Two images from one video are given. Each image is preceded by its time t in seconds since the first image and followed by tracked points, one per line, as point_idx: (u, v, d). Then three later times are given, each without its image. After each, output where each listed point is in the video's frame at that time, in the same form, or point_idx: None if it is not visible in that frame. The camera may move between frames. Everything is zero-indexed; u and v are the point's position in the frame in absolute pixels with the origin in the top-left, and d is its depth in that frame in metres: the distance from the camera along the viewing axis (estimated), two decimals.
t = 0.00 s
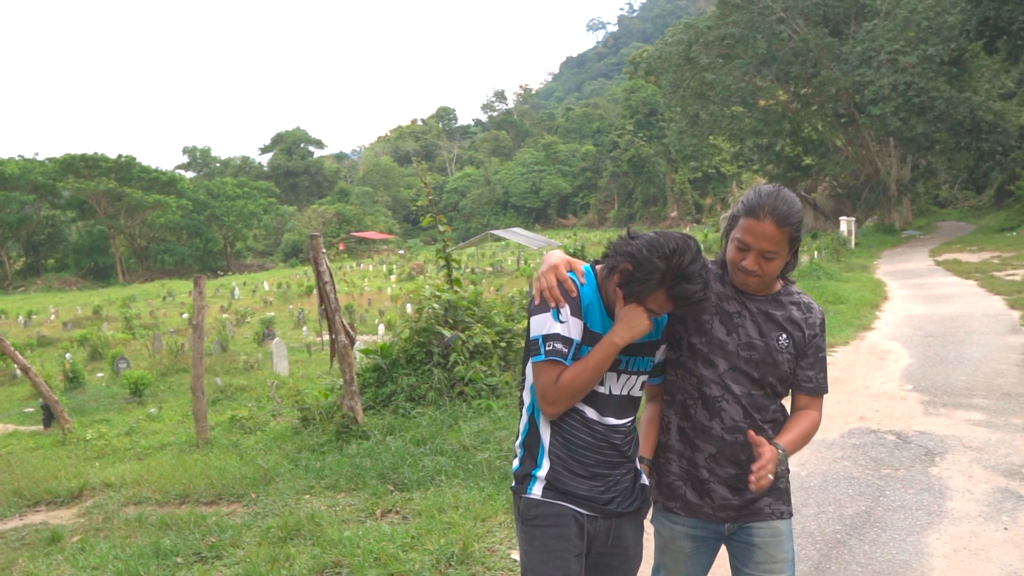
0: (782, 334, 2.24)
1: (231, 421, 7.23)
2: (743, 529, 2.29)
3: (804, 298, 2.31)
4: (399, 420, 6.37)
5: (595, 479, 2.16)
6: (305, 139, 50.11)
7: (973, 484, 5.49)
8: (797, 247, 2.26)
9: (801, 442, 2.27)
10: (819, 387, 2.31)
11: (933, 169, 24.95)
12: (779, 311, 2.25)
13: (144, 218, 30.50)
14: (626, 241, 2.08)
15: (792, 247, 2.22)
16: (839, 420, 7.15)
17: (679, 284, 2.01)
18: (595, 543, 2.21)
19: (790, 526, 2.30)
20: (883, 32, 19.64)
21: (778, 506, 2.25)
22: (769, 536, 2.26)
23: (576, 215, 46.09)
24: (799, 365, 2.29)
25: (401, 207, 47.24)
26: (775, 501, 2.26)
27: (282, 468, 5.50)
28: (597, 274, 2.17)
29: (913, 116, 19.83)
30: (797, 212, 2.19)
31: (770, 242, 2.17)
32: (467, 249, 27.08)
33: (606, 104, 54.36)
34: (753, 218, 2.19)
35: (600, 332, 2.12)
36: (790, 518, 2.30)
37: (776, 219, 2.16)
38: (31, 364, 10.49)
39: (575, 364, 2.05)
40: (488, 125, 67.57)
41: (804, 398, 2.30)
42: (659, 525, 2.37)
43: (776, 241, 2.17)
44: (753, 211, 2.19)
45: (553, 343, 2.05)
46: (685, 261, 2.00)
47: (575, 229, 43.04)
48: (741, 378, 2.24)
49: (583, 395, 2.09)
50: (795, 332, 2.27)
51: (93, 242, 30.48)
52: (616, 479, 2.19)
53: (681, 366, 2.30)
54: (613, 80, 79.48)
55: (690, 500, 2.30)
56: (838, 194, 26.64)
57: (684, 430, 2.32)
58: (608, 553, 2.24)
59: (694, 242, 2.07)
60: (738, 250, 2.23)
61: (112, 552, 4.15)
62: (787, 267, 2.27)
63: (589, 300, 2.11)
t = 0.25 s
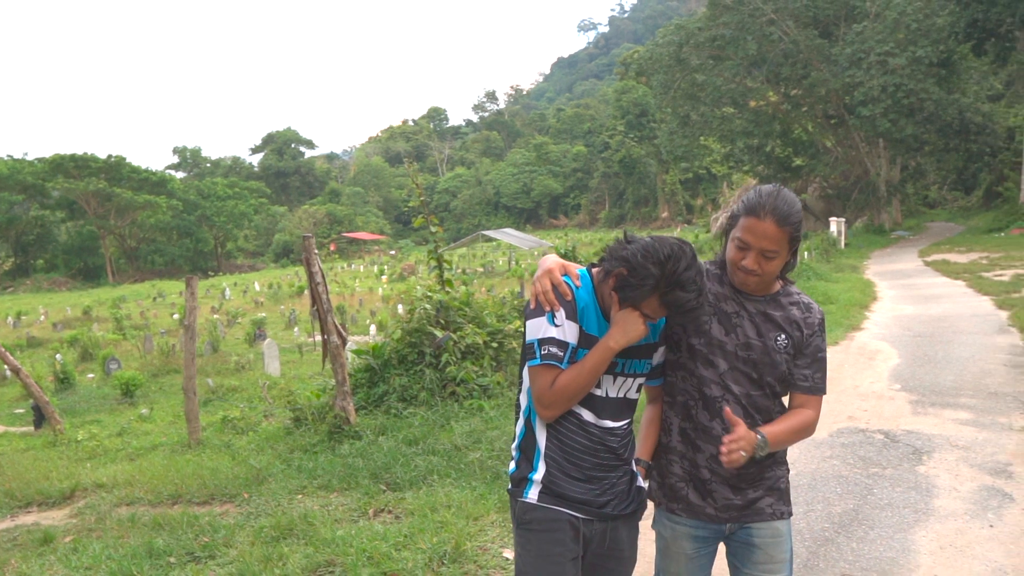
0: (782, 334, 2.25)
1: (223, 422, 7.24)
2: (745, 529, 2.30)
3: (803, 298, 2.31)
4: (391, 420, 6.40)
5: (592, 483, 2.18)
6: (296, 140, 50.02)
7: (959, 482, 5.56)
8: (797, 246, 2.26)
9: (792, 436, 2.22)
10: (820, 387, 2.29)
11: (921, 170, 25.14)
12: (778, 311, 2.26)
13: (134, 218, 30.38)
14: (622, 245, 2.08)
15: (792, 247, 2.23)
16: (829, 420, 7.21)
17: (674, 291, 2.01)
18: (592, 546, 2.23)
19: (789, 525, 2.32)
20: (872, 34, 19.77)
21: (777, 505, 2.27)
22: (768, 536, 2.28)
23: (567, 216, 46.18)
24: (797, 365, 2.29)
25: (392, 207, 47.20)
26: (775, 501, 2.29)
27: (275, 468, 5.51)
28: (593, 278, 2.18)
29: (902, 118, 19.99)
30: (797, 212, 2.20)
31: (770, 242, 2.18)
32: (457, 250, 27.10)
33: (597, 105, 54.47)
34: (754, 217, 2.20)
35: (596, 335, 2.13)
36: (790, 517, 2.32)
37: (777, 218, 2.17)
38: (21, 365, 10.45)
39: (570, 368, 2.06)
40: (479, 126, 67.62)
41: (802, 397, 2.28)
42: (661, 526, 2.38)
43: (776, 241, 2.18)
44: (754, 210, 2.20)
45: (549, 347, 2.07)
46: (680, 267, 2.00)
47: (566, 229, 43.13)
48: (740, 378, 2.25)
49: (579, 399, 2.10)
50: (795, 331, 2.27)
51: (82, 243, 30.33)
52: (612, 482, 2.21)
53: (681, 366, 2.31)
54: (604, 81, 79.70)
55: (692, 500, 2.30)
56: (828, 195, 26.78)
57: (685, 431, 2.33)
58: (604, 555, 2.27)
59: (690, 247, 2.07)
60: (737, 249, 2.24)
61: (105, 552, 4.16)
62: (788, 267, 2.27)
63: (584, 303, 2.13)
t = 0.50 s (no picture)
0: (776, 334, 2.25)
1: (213, 421, 7.24)
2: (747, 527, 2.31)
3: (800, 298, 2.32)
4: (382, 420, 6.42)
5: (587, 485, 2.21)
6: (285, 139, 49.88)
7: (943, 479, 5.64)
8: (794, 246, 2.27)
9: (772, 433, 2.20)
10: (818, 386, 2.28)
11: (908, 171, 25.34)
12: (775, 311, 2.27)
13: (122, 218, 30.22)
14: (618, 249, 2.11)
15: (789, 246, 2.24)
16: (816, 419, 7.28)
17: (667, 296, 2.02)
18: (588, 548, 2.26)
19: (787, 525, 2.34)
20: (860, 35, 19.91)
21: (776, 504, 2.28)
22: (768, 536, 2.30)
23: (557, 216, 46.25)
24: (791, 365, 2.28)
25: (381, 207, 47.12)
26: (775, 500, 2.30)
27: (265, 468, 5.52)
28: (590, 281, 2.21)
29: (890, 118, 20.15)
30: (794, 211, 2.22)
31: (768, 241, 2.19)
32: (447, 249, 27.13)
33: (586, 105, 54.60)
34: (752, 216, 2.21)
35: (592, 338, 2.16)
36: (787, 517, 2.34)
37: (774, 217, 2.19)
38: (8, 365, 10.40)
39: (564, 372, 2.09)
40: (468, 126, 67.63)
41: (788, 393, 2.25)
42: (663, 525, 2.36)
43: (774, 240, 2.19)
44: (752, 210, 2.22)
45: (545, 350, 2.10)
46: (673, 271, 2.02)
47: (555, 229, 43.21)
48: (735, 378, 2.27)
49: (573, 403, 2.13)
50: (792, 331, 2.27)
51: (69, 242, 30.12)
52: (606, 485, 2.24)
53: (679, 366, 2.32)
54: (593, 81, 79.89)
55: (694, 499, 2.30)
56: (816, 195, 26.93)
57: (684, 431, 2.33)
58: (598, 557, 2.30)
59: (685, 251, 2.09)
60: (735, 249, 2.25)
61: (96, 552, 4.17)
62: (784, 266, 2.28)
63: (580, 306, 2.15)
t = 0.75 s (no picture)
0: (771, 333, 2.28)
1: (205, 422, 7.23)
2: (746, 525, 2.34)
3: (797, 297, 2.36)
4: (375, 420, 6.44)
5: (586, 487, 2.22)
6: (275, 139, 49.78)
7: (930, 478, 5.71)
8: (791, 245, 2.31)
9: (749, 426, 2.21)
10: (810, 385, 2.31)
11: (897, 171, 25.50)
12: (770, 311, 2.30)
13: (112, 218, 30.08)
14: (615, 251, 2.14)
15: (785, 245, 2.28)
16: (806, 418, 7.34)
17: (663, 298, 2.05)
18: (587, 550, 2.27)
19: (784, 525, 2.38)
20: (850, 36, 20.03)
21: (776, 503, 2.31)
22: (766, 535, 2.34)
23: (548, 215, 46.32)
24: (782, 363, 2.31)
25: (373, 207, 47.05)
26: (773, 500, 2.33)
27: (258, 468, 5.53)
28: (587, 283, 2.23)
29: (879, 119, 20.29)
30: (790, 211, 2.26)
31: (765, 240, 2.23)
32: (438, 249, 27.13)
33: (578, 105, 54.69)
34: (750, 215, 2.25)
35: (589, 341, 2.18)
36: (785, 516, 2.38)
37: (772, 217, 2.23)
38: None
39: (561, 374, 2.11)
40: (459, 126, 67.63)
41: (773, 388, 2.26)
42: (665, 521, 2.38)
43: (772, 239, 2.23)
44: (749, 208, 2.25)
45: (542, 353, 2.12)
46: (669, 274, 2.05)
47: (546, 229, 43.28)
48: (732, 376, 2.31)
49: (570, 405, 2.15)
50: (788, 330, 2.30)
51: (58, 242, 29.96)
52: (604, 487, 2.26)
53: (677, 366, 2.35)
54: (584, 81, 80.04)
55: (696, 495, 2.32)
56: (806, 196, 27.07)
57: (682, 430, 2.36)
58: (596, 558, 2.31)
59: (682, 252, 2.12)
60: (733, 248, 2.28)
61: (88, 552, 4.18)
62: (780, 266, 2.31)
63: (578, 309, 2.17)
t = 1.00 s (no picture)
0: (766, 331, 2.33)
1: (197, 422, 7.25)
2: (744, 523, 2.39)
3: (793, 295, 2.40)
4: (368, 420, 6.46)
5: (589, 490, 2.24)
6: (267, 139, 49.66)
7: (919, 475, 5.78)
8: (788, 245, 2.36)
9: (721, 416, 2.23)
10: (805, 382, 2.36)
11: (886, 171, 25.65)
12: (767, 310, 2.35)
13: (102, 218, 29.97)
14: (614, 254, 2.17)
15: (782, 244, 2.32)
16: (796, 417, 7.40)
17: (662, 300, 2.09)
18: (591, 554, 2.29)
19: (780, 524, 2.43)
20: (841, 37, 20.15)
21: (773, 502, 2.36)
22: (764, 535, 2.39)
23: (539, 215, 46.39)
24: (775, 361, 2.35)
25: (364, 207, 46.99)
26: (771, 499, 2.37)
27: (251, 468, 5.55)
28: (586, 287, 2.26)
29: (869, 119, 20.42)
30: (787, 210, 2.30)
31: (764, 239, 2.27)
32: (430, 250, 27.15)
33: (570, 105, 54.79)
34: (748, 215, 2.29)
35: (588, 344, 2.21)
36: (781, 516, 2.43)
37: (770, 215, 2.27)
38: None
39: (561, 378, 2.14)
40: (451, 126, 67.63)
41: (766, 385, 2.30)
42: (667, 518, 2.40)
43: (771, 237, 2.28)
44: (747, 208, 2.30)
45: (541, 357, 2.16)
46: (667, 277, 2.08)
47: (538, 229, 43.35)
48: (730, 375, 2.35)
49: (570, 409, 2.18)
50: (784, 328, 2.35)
51: (48, 243, 29.81)
52: (607, 490, 2.28)
53: (675, 365, 2.39)
54: (576, 81, 80.20)
55: (697, 492, 2.35)
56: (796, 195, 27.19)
57: (681, 430, 2.39)
58: (600, 563, 2.33)
59: (680, 255, 2.15)
60: (731, 248, 2.32)
61: (83, 552, 4.20)
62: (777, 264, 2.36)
63: (577, 313, 2.20)
